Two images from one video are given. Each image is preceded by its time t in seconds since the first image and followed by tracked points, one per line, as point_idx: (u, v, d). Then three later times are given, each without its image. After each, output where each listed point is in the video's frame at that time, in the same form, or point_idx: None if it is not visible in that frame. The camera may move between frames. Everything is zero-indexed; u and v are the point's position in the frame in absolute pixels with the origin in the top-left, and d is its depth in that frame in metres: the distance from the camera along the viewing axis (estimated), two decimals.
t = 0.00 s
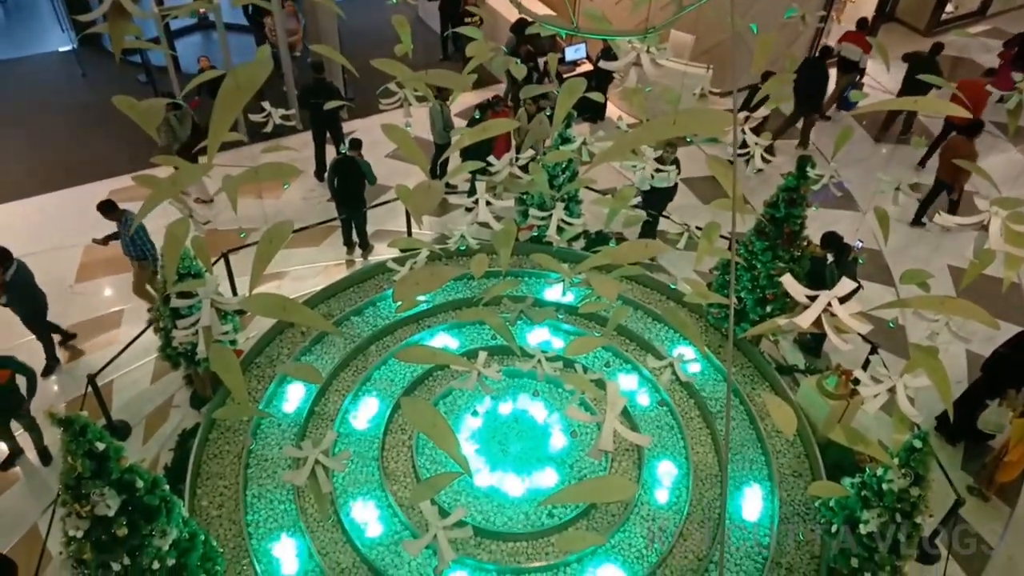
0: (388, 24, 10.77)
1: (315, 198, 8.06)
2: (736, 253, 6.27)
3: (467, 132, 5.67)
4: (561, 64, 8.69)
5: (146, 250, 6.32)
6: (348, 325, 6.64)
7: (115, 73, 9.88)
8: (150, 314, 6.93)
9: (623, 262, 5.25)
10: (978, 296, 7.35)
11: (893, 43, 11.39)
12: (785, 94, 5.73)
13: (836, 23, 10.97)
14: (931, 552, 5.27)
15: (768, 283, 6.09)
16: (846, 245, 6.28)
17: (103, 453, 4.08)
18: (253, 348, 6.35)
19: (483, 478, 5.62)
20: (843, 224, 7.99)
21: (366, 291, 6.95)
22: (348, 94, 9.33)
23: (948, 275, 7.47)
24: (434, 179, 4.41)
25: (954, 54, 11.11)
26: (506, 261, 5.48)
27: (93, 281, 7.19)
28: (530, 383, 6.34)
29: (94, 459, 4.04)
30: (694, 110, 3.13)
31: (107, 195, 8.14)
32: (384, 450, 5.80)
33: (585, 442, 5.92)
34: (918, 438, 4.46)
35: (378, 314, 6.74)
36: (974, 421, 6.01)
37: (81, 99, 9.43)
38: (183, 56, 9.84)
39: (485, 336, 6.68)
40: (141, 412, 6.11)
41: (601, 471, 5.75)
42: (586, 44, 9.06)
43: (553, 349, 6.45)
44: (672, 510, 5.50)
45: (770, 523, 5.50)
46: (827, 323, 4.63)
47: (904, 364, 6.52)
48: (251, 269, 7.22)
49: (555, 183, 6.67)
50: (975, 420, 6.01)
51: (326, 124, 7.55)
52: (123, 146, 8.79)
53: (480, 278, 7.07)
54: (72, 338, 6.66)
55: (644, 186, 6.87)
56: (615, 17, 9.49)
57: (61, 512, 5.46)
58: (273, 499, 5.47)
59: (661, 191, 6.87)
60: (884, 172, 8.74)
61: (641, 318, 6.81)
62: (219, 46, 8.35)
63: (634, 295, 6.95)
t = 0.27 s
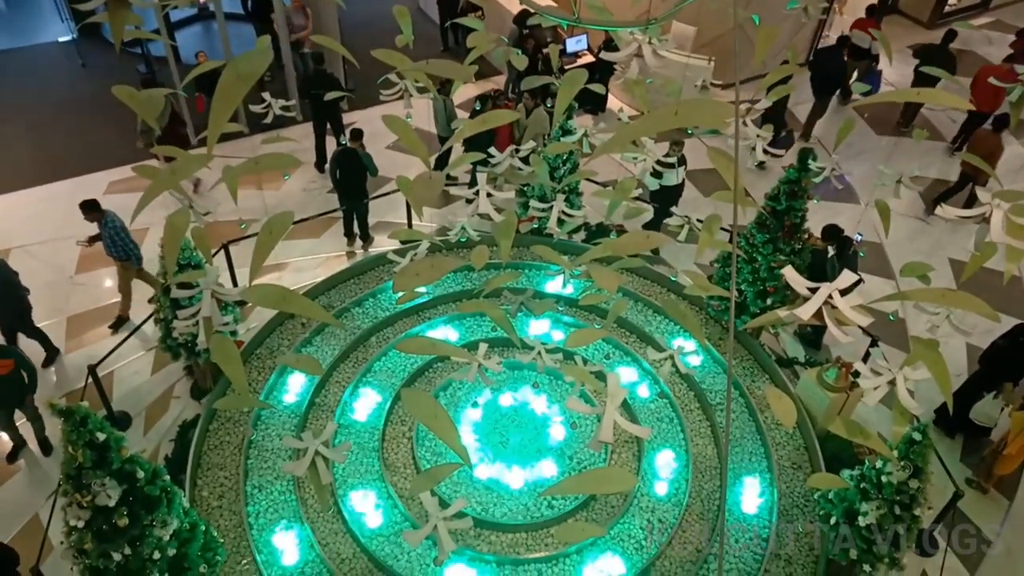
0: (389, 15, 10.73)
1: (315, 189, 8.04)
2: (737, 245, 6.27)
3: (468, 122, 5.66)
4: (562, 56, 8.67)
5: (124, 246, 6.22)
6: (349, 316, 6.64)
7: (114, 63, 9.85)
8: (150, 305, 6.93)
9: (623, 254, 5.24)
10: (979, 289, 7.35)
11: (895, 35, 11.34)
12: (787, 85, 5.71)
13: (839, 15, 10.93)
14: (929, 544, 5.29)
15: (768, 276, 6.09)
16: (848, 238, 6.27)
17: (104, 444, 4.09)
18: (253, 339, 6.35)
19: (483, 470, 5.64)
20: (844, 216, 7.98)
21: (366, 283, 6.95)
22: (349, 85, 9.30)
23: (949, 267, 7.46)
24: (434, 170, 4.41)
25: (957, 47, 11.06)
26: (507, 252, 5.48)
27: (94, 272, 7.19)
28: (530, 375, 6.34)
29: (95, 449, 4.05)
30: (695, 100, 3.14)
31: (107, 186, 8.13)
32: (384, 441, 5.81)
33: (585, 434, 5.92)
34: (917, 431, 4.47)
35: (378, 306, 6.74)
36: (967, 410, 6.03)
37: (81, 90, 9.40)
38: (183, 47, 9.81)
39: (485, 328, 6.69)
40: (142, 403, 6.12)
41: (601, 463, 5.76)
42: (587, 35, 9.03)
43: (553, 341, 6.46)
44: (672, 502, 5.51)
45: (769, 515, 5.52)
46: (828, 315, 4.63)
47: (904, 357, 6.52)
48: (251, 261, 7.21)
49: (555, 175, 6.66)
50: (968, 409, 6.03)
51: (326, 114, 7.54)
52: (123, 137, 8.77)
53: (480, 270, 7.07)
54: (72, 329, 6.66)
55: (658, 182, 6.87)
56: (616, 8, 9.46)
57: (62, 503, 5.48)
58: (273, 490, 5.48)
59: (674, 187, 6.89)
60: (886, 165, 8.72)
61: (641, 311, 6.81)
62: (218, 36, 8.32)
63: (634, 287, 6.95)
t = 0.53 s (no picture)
0: None
1: (316, 174, 7.98)
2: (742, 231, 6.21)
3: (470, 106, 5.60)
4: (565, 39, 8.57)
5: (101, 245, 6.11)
6: (350, 303, 6.60)
7: (113, 47, 9.76)
8: (150, 292, 6.89)
9: (627, 239, 5.19)
10: (984, 276, 7.29)
11: (901, 19, 11.22)
12: (793, 69, 5.64)
13: None
14: (933, 531, 5.26)
15: (773, 263, 6.03)
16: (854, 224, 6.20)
17: (105, 430, 4.06)
18: (253, 326, 6.31)
19: (485, 457, 5.61)
20: (849, 202, 7.91)
21: (367, 269, 6.90)
22: (350, 69, 9.22)
23: (955, 254, 7.40)
24: (436, 153, 4.36)
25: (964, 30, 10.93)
26: (509, 238, 5.43)
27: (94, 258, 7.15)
28: (533, 362, 6.31)
29: (96, 435, 4.03)
30: (702, 82, 3.08)
31: (107, 171, 8.07)
32: (385, 428, 5.79)
33: (587, 421, 5.89)
34: (923, 419, 4.43)
35: (380, 292, 6.70)
36: (970, 393, 5.97)
37: (79, 74, 9.32)
38: (182, 30, 9.72)
39: (487, 314, 6.64)
40: (143, 389, 6.10)
41: (603, 450, 5.74)
42: (590, 19, 8.93)
43: (555, 328, 6.42)
44: (675, 490, 5.49)
45: (772, 503, 5.50)
46: (834, 302, 4.58)
47: (909, 344, 6.48)
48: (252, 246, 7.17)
49: (558, 160, 6.60)
50: (971, 392, 5.97)
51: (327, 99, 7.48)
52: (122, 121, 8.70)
53: (482, 256, 7.02)
54: (72, 315, 6.63)
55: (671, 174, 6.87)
56: None
57: (64, 488, 5.46)
58: (275, 477, 5.46)
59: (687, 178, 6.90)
60: (891, 150, 8.64)
61: (644, 297, 6.77)
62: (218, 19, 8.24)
63: (637, 274, 6.90)
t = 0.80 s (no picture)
0: None
1: (319, 165, 8.02)
2: (742, 222, 6.24)
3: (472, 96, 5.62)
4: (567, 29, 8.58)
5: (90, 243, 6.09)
6: (353, 292, 6.65)
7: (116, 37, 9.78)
8: (155, 281, 6.94)
9: (628, 229, 5.22)
10: (984, 266, 7.32)
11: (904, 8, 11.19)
12: (793, 59, 5.66)
13: None
14: (931, 519, 5.32)
15: (773, 253, 6.07)
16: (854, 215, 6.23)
17: (111, 417, 4.12)
18: (258, 315, 6.37)
19: (488, 445, 5.67)
20: (850, 192, 7.94)
21: (370, 259, 6.95)
22: (352, 59, 9.23)
23: (955, 244, 7.43)
24: (438, 143, 4.39)
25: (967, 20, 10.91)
26: (511, 228, 5.47)
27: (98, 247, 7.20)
28: (534, 351, 6.36)
29: (102, 422, 4.09)
30: (702, 72, 3.11)
31: (111, 162, 8.11)
32: (388, 415, 5.85)
33: (588, 409, 5.95)
34: (920, 407, 4.48)
35: (383, 282, 6.75)
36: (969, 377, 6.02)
37: (82, 64, 9.35)
38: (185, 20, 9.74)
39: (489, 304, 6.69)
40: (148, 377, 6.16)
41: (604, 438, 5.80)
42: (592, 9, 8.94)
43: (557, 317, 6.47)
44: (675, 477, 5.55)
45: (771, 490, 5.56)
46: (832, 291, 4.62)
47: (908, 333, 6.52)
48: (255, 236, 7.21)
49: (560, 151, 6.63)
50: (970, 377, 6.03)
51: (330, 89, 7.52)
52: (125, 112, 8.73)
53: (484, 246, 7.06)
54: (77, 304, 6.68)
55: (690, 167, 6.96)
56: None
57: (71, 475, 5.53)
58: (280, 464, 5.53)
59: (707, 169, 7.03)
60: (893, 140, 8.65)
61: (645, 287, 6.81)
62: (221, 10, 8.25)
63: (638, 264, 6.95)
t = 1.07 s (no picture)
0: None
1: (320, 157, 8.01)
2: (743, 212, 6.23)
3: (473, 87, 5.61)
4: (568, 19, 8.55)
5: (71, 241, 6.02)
6: (354, 284, 6.65)
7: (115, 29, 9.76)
8: (156, 274, 6.95)
9: (629, 219, 5.21)
10: (986, 256, 7.31)
11: None
12: (795, 49, 5.63)
13: None
14: (931, 509, 5.33)
15: (774, 243, 6.06)
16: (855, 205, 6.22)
17: (114, 410, 4.13)
18: (259, 307, 6.38)
19: (490, 436, 5.69)
20: (852, 182, 7.92)
21: (371, 252, 6.95)
22: (352, 51, 9.20)
23: (957, 234, 7.42)
24: (439, 134, 4.39)
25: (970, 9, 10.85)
26: (512, 219, 5.46)
27: (100, 240, 7.20)
28: (536, 342, 6.37)
29: (105, 414, 4.11)
30: (703, 62, 3.10)
31: (111, 155, 8.11)
32: (391, 407, 5.86)
33: (589, 400, 5.96)
34: (922, 397, 4.48)
35: (384, 274, 6.75)
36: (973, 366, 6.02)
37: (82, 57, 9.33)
38: (185, 12, 9.71)
39: (491, 295, 6.69)
40: (150, 370, 6.18)
41: (606, 428, 5.81)
42: None
43: (558, 308, 6.47)
44: (676, 467, 5.56)
45: (772, 480, 5.57)
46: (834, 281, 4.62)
47: (909, 323, 6.52)
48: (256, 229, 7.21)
49: (560, 142, 6.62)
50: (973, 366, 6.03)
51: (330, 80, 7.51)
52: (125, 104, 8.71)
53: (485, 238, 7.06)
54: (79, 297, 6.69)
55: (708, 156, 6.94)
56: None
57: (74, 468, 5.56)
58: (283, 456, 5.55)
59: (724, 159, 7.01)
60: (895, 130, 8.62)
61: (646, 278, 6.81)
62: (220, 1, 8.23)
63: (639, 255, 6.94)
